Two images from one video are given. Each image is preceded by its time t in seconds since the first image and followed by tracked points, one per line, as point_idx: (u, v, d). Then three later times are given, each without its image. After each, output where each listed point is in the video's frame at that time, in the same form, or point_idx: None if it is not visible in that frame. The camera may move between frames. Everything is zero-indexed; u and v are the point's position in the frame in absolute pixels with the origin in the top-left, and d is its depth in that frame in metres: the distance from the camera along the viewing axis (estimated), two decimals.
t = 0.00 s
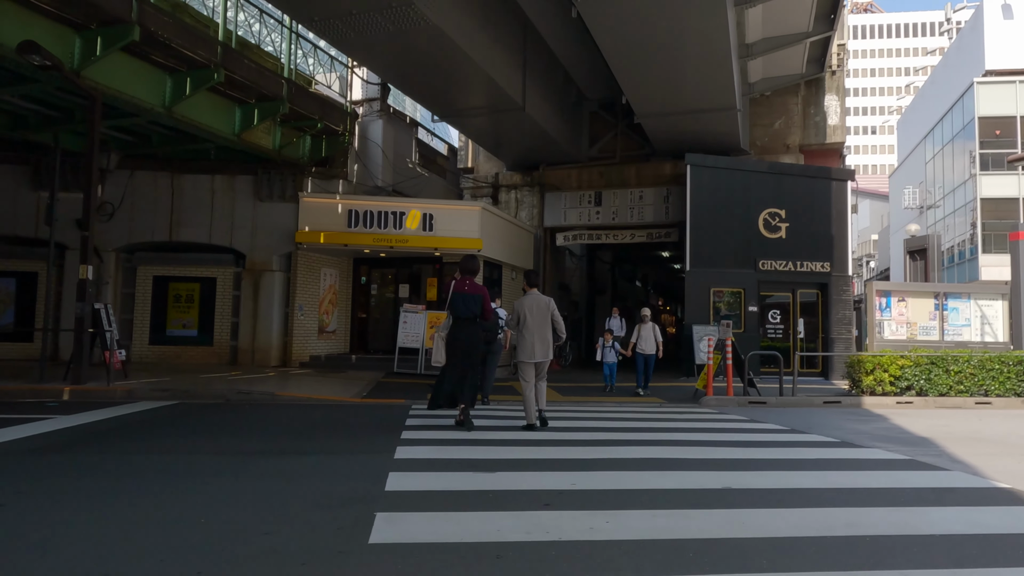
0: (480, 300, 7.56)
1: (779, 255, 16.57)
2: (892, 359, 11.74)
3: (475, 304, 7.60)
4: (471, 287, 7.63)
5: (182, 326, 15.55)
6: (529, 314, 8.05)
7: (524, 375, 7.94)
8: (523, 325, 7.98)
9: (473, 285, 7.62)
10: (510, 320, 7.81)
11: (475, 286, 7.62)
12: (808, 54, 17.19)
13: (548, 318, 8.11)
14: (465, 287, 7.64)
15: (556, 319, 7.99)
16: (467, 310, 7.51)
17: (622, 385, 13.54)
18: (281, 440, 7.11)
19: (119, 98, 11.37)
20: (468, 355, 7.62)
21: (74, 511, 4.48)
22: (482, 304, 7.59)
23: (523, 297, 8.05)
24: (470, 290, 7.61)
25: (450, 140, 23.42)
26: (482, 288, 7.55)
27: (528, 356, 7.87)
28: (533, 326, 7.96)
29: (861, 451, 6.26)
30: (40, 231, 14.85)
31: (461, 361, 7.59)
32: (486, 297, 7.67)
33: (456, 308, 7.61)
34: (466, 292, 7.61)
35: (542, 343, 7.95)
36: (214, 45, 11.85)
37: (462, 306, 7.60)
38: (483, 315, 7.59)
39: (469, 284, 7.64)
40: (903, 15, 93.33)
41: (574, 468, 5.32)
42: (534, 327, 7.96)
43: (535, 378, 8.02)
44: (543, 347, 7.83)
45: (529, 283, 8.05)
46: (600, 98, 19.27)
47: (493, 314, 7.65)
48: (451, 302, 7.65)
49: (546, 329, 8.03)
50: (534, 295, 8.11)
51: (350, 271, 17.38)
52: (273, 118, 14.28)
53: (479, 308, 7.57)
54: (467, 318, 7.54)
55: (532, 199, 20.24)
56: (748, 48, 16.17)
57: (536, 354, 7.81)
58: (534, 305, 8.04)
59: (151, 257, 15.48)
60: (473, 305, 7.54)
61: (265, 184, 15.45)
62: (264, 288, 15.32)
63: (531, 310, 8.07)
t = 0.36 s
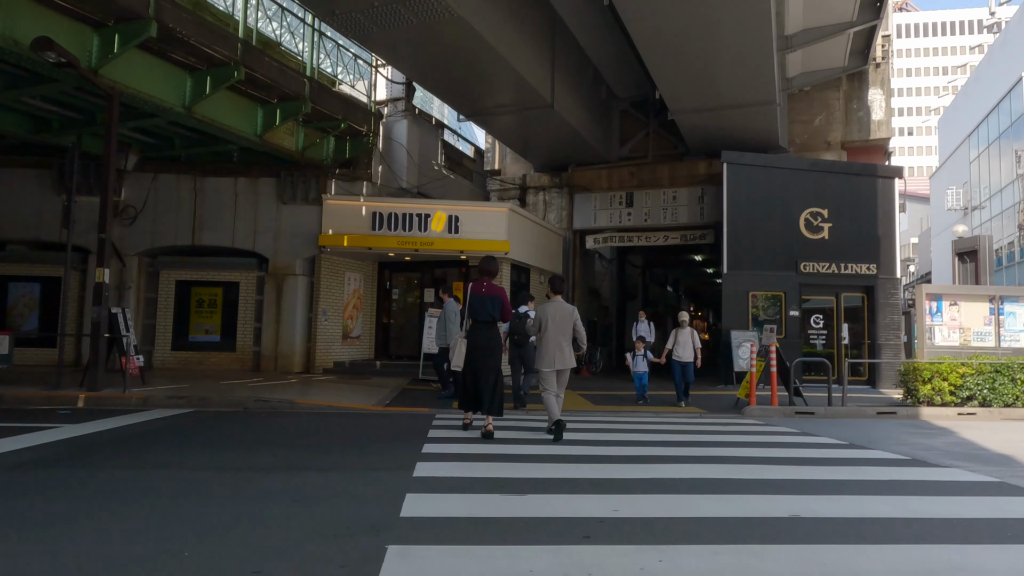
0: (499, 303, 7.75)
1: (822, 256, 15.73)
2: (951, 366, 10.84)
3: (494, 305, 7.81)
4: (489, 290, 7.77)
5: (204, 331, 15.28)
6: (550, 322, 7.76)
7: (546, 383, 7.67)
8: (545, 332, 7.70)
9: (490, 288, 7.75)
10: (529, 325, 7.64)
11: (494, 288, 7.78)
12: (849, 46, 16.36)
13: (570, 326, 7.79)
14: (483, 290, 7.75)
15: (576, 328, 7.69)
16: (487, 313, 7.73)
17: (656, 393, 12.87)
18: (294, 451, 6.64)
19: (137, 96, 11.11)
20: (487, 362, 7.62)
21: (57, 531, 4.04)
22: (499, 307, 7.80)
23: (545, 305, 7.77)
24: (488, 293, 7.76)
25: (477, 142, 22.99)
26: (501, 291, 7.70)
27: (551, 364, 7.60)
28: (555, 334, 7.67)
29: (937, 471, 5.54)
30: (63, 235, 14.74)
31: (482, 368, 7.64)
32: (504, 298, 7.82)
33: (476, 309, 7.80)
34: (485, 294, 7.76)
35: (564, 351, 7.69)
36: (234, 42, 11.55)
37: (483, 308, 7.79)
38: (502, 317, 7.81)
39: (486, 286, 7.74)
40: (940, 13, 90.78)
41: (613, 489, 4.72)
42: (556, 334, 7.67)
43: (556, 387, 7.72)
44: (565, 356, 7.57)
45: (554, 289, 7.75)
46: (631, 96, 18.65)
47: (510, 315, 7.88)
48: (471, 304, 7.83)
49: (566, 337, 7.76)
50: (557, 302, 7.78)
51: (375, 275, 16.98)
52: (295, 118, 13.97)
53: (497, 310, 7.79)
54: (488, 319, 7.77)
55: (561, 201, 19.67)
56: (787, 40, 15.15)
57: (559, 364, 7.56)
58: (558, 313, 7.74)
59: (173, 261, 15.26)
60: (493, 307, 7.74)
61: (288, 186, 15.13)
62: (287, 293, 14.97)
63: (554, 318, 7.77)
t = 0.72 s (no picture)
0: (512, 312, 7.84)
1: (859, 261, 14.97)
2: (1010, 377, 10.02)
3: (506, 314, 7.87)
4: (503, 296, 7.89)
5: (219, 339, 14.96)
6: (568, 329, 7.62)
7: (557, 391, 7.60)
8: (562, 340, 7.59)
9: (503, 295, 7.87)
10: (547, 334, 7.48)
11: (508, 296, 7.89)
12: (887, 41, 15.64)
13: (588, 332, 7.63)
14: (497, 296, 7.95)
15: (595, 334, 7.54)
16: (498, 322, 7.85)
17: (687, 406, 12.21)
18: (302, 468, 6.16)
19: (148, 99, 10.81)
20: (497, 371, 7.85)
21: (28, 561, 3.60)
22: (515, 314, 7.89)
23: (562, 312, 7.63)
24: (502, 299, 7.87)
25: (498, 147, 22.55)
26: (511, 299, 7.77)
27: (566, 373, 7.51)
28: (572, 342, 7.58)
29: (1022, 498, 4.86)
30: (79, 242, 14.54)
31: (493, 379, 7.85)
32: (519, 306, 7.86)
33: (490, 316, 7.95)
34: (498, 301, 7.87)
35: (582, 361, 7.60)
36: (248, 42, 11.21)
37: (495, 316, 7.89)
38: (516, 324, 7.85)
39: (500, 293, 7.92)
40: (971, 15, 88.81)
41: (655, 521, 4.13)
42: (573, 342, 7.58)
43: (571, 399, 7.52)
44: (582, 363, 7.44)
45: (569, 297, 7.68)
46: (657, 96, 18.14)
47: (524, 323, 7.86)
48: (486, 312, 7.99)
49: (584, 343, 7.59)
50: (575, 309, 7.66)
51: (394, 283, 16.56)
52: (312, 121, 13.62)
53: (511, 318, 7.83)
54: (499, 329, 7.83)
55: (584, 205, 19.13)
56: (822, 35, 14.68)
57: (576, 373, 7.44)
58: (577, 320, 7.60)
59: (189, 269, 14.98)
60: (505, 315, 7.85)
61: (305, 192, 14.76)
62: (304, 300, 14.59)
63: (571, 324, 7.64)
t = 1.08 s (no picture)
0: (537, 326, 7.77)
1: (901, 262, 14.17)
2: None
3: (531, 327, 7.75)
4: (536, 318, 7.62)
5: (235, 347, 14.64)
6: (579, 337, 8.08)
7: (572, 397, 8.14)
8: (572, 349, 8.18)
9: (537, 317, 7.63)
10: (568, 344, 7.71)
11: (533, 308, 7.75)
12: (928, 31, 14.86)
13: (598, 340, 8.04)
14: (523, 308, 7.78)
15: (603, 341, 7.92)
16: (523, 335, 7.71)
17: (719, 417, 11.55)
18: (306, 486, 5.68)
19: (160, 100, 10.52)
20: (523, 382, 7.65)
21: None
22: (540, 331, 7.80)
23: (571, 320, 8.10)
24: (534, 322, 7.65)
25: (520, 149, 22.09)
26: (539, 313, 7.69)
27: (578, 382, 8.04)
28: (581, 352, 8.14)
29: None
30: (95, 248, 14.35)
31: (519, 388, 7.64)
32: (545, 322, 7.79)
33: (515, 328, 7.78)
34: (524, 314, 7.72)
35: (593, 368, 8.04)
36: (261, 40, 10.86)
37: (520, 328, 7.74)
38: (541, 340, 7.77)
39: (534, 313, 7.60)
40: (1006, 12, 86.45)
41: (701, 563, 3.53)
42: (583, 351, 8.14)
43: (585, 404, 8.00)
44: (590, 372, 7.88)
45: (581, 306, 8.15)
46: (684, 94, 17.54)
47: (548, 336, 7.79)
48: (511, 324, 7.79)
49: (594, 351, 8.03)
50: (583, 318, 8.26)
51: (414, 288, 16.13)
52: (328, 122, 13.26)
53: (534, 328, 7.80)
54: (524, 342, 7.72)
55: (609, 207, 18.54)
56: (859, 25, 13.97)
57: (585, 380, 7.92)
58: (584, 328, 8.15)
59: (204, 275, 14.70)
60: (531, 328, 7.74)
61: (322, 195, 14.40)
62: (321, 307, 14.22)
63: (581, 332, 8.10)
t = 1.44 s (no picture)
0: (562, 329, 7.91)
1: (950, 261, 13.30)
2: None
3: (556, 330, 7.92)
4: (556, 308, 7.94)
5: (251, 352, 14.26)
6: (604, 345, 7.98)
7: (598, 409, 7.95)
8: (594, 359, 7.98)
9: (558, 308, 7.96)
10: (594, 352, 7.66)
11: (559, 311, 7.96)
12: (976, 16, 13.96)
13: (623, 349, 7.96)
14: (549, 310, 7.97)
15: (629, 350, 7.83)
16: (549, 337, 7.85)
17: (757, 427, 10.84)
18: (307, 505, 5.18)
19: (170, 97, 10.18)
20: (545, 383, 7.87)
21: None
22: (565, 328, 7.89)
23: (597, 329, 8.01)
24: (556, 311, 7.88)
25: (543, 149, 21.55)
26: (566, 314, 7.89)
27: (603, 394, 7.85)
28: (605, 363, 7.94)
29: None
30: (111, 252, 14.12)
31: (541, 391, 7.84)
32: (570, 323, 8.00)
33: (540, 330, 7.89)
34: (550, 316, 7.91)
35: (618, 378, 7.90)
36: (272, 33, 10.46)
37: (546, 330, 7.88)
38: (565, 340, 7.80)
39: (554, 304, 7.96)
40: None
41: None
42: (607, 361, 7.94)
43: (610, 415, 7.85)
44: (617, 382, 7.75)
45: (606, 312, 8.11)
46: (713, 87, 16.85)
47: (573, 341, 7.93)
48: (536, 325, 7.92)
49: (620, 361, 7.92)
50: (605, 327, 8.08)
51: (434, 292, 15.64)
52: (343, 119, 12.85)
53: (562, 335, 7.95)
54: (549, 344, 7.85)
55: (635, 207, 17.88)
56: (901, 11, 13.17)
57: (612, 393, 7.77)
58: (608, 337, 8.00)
59: (220, 278, 14.36)
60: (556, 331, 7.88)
61: (339, 196, 13.97)
62: (337, 311, 13.78)
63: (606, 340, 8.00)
